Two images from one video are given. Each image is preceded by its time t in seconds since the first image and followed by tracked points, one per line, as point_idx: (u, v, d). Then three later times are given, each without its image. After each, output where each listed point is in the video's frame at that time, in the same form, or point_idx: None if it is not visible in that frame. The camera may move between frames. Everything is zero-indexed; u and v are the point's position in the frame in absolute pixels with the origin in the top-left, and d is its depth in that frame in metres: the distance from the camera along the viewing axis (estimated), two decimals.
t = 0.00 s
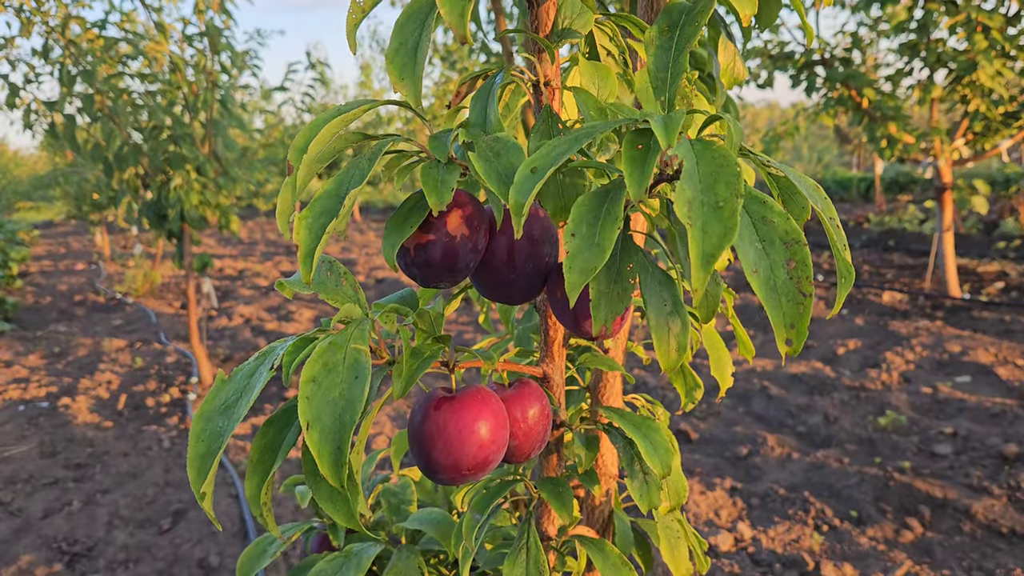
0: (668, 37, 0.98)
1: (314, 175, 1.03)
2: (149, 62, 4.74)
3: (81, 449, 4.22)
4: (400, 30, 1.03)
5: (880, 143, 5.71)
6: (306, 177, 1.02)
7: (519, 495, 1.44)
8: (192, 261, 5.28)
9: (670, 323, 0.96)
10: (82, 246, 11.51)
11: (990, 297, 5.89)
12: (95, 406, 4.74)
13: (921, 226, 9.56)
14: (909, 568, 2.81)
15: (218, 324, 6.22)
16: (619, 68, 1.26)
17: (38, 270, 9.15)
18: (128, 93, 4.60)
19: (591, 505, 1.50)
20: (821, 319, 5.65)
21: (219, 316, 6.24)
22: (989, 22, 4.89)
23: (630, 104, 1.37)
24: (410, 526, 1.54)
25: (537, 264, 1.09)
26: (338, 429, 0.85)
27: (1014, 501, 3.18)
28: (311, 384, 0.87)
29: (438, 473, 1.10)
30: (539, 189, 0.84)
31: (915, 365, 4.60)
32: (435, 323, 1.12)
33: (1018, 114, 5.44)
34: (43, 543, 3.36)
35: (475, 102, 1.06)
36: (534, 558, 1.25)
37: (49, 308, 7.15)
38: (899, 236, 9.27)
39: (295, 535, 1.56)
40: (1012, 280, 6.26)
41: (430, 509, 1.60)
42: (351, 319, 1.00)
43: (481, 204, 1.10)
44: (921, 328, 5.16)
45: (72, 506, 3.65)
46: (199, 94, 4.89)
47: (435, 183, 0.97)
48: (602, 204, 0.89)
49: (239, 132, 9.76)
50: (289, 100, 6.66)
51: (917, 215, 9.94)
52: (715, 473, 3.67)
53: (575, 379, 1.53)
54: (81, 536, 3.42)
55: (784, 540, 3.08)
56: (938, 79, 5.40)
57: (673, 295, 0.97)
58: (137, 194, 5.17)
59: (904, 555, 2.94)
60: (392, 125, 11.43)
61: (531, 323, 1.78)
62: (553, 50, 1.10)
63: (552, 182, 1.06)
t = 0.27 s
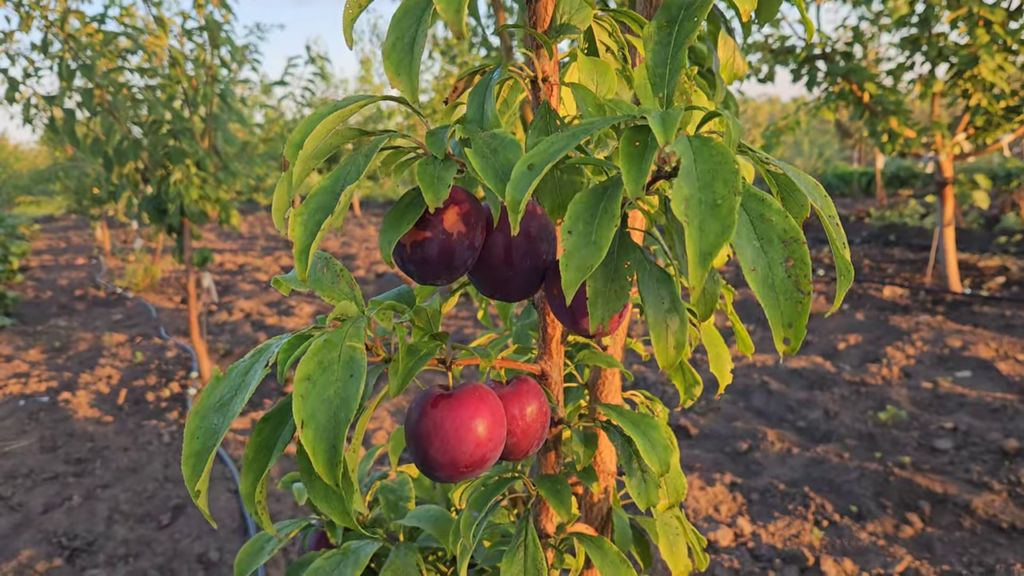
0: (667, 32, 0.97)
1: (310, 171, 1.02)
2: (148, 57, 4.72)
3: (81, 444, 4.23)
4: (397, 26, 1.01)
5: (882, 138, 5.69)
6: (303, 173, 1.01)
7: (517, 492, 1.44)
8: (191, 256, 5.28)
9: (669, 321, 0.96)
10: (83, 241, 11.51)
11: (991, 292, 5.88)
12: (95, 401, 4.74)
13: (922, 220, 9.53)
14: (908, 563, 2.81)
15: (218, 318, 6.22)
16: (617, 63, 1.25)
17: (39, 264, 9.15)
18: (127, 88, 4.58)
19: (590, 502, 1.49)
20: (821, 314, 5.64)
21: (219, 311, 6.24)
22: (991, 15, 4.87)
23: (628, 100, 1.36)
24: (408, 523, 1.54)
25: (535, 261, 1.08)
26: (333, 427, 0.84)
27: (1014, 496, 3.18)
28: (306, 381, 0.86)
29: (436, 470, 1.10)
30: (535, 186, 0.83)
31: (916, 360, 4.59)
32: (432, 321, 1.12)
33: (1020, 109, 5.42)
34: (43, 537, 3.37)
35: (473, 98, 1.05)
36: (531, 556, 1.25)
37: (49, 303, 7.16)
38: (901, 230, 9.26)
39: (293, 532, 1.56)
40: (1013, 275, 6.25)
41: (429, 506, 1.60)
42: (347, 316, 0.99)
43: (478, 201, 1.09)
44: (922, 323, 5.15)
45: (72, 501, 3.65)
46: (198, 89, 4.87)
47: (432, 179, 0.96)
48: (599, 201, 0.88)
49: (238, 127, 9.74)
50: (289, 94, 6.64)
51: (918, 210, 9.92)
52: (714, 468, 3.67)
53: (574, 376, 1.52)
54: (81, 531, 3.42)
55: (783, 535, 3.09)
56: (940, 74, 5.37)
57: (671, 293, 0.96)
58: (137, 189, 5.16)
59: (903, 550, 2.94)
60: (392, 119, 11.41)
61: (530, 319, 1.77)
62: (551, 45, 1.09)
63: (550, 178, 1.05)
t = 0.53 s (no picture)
0: (673, 21, 0.96)
1: (312, 161, 1.02)
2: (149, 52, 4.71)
3: (82, 439, 4.23)
4: (400, 15, 1.01)
5: (884, 133, 5.67)
6: (305, 163, 1.00)
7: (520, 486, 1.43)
8: (193, 252, 5.27)
9: (674, 313, 0.95)
10: (84, 237, 11.50)
11: (993, 288, 5.87)
12: (96, 397, 4.75)
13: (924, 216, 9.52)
14: (910, 558, 2.81)
15: (220, 314, 6.22)
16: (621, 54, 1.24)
17: (40, 260, 9.15)
18: (128, 83, 4.57)
19: (593, 496, 1.49)
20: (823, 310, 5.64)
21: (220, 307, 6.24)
22: (994, 10, 4.84)
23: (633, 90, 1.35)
24: (411, 517, 1.53)
25: (539, 252, 1.07)
26: (335, 418, 0.83)
27: (1017, 492, 3.18)
28: (308, 372, 0.85)
29: (439, 464, 1.09)
30: (540, 174, 0.82)
31: (918, 356, 4.59)
32: (435, 313, 1.11)
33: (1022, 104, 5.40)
34: (45, 533, 3.37)
35: (476, 87, 1.04)
36: (534, 550, 1.25)
37: (51, 299, 7.16)
38: (902, 227, 9.24)
39: (295, 526, 1.56)
40: (1015, 270, 6.24)
41: (431, 499, 1.60)
42: (349, 307, 0.99)
43: (482, 193, 1.09)
44: (924, 319, 5.14)
45: (74, 496, 3.66)
46: (199, 85, 4.86)
47: (435, 169, 0.95)
48: (604, 190, 0.87)
49: (240, 123, 9.73)
50: (290, 90, 6.63)
51: (920, 206, 9.90)
52: (716, 463, 3.66)
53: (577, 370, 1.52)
54: (83, 526, 3.43)
55: (785, 531, 3.08)
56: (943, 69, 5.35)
57: (677, 285, 0.96)
58: (138, 184, 5.16)
59: (906, 546, 2.93)
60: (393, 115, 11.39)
61: (533, 312, 1.76)
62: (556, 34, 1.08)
63: (554, 169, 1.05)
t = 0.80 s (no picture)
0: (681, 20, 0.95)
1: (317, 160, 1.02)
2: (153, 51, 4.72)
3: (86, 438, 4.23)
4: (406, 14, 1.00)
5: (888, 134, 5.66)
6: (311, 161, 1.00)
7: (525, 486, 1.43)
8: (196, 251, 5.28)
9: (680, 313, 0.95)
10: (88, 236, 11.52)
11: (997, 289, 5.85)
12: (100, 395, 4.76)
13: (928, 217, 9.50)
14: (914, 560, 2.81)
15: (223, 313, 6.23)
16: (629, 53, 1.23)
17: (44, 259, 9.17)
18: (133, 83, 4.58)
19: (597, 496, 1.49)
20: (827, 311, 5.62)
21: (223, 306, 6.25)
22: (999, 10, 4.83)
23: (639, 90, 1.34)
24: (415, 517, 1.53)
25: (545, 252, 1.07)
26: (341, 417, 0.83)
27: (1021, 493, 3.17)
28: (314, 371, 0.85)
29: (443, 463, 1.09)
30: (547, 174, 0.82)
31: (922, 357, 4.58)
32: (440, 313, 1.11)
33: None
34: (49, 531, 3.38)
35: (483, 87, 1.04)
36: (539, 550, 1.24)
37: (54, 297, 7.17)
38: (906, 227, 9.22)
39: (299, 525, 1.56)
40: (1019, 271, 6.22)
41: (435, 499, 1.59)
42: (355, 306, 0.98)
43: (488, 192, 1.08)
44: (928, 320, 5.13)
45: (77, 495, 3.66)
46: (204, 84, 4.86)
47: (441, 168, 0.95)
48: (611, 189, 0.87)
49: (243, 122, 9.74)
50: (293, 89, 6.63)
51: (924, 206, 9.87)
52: (720, 464, 3.66)
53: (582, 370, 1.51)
54: (86, 524, 3.43)
55: (789, 531, 3.08)
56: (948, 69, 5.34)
57: (683, 285, 0.95)
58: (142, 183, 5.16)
59: (909, 547, 2.93)
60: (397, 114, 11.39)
61: (538, 312, 1.76)
62: (563, 33, 1.08)
63: (560, 168, 1.04)
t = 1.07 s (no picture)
0: (689, 19, 0.96)
1: (327, 158, 1.02)
2: (156, 48, 4.72)
3: (87, 435, 4.24)
4: (415, 13, 1.01)
5: (889, 133, 5.66)
6: (319, 159, 1.01)
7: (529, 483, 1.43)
8: (197, 248, 5.28)
9: (686, 311, 0.95)
10: (88, 233, 11.52)
11: (997, 289, 5.86)
12: (101, 392, 4.76)
13: (929, 217, 9.50)
14: (913, 559, 2.82)
15: (224, 311, 6.23)
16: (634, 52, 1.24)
17: (44, 256, 9.17)
18: (134, 80, 4.58)
19: (601, 493, 1.49)
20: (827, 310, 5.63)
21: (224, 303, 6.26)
22: (1000, 11, 4.83)
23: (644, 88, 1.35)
24: (419, 513, 1.54)
25: (551, 249, 1.07)
26: (351, 413, 0.84)
27: (1021, 493, 3.18)
28: (323, 367, 0.86)
29: (449, 459, 1.10)
30: (556, 172, 0.82)
31: (922, 357, 4.58)
32: (447, 310, 1.12)
33: None
34: (50, 527, 3.39)
35: (490, 86, 1.04)
36: (543, 546, 1.25)
37: (55, 294, 7.17)
38: (907, 227, 9.23)
39: (305, 520, 1.57)
40: (1019, 271, 6.23)
41: (439, 496, 1.60)
42: (363, 303, 0.99)
43: (494, 190, 1.09)
44: (928, 320, 5.14)
45: (78, 491, 3.66)
46: (206, 82, 4.87)
47: (450, 165, 0.95)
48: (619, 187, 0.87)
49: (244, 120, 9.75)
50: (295, 87, 6.63)
51: (924, 206, 9.88)
52: (720, 463, 3.66)
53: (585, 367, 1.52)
54: (88, 521, 3.44)
55: (789, 531, 3.08)
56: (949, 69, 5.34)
57: (689, 282, 0.96)
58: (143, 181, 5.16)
59: (909, 546, 2.93)
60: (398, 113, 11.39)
61: (541, 309, 1.76)
62: (570, 32, 1.08)
63: (567, 166, 1.05)
